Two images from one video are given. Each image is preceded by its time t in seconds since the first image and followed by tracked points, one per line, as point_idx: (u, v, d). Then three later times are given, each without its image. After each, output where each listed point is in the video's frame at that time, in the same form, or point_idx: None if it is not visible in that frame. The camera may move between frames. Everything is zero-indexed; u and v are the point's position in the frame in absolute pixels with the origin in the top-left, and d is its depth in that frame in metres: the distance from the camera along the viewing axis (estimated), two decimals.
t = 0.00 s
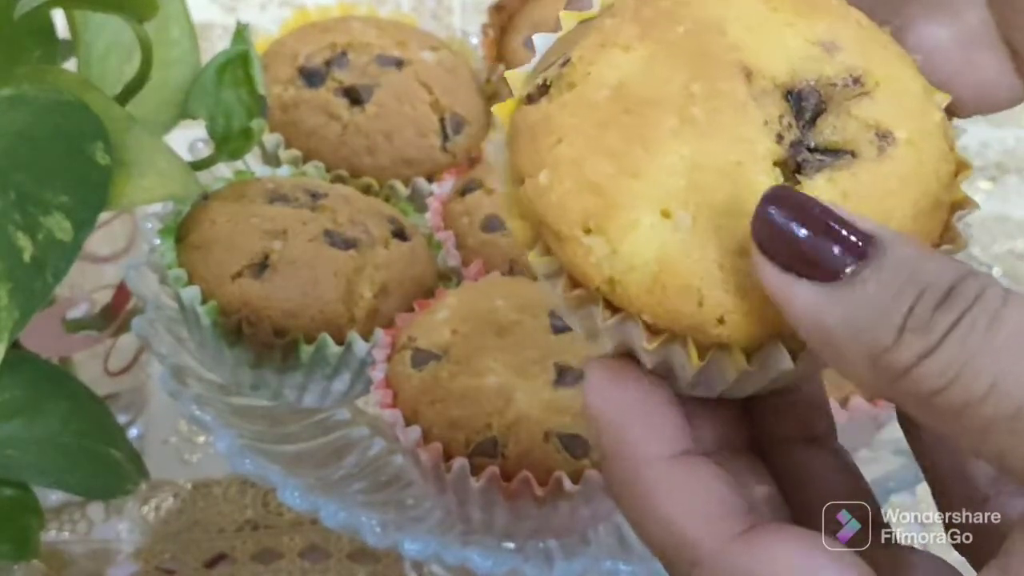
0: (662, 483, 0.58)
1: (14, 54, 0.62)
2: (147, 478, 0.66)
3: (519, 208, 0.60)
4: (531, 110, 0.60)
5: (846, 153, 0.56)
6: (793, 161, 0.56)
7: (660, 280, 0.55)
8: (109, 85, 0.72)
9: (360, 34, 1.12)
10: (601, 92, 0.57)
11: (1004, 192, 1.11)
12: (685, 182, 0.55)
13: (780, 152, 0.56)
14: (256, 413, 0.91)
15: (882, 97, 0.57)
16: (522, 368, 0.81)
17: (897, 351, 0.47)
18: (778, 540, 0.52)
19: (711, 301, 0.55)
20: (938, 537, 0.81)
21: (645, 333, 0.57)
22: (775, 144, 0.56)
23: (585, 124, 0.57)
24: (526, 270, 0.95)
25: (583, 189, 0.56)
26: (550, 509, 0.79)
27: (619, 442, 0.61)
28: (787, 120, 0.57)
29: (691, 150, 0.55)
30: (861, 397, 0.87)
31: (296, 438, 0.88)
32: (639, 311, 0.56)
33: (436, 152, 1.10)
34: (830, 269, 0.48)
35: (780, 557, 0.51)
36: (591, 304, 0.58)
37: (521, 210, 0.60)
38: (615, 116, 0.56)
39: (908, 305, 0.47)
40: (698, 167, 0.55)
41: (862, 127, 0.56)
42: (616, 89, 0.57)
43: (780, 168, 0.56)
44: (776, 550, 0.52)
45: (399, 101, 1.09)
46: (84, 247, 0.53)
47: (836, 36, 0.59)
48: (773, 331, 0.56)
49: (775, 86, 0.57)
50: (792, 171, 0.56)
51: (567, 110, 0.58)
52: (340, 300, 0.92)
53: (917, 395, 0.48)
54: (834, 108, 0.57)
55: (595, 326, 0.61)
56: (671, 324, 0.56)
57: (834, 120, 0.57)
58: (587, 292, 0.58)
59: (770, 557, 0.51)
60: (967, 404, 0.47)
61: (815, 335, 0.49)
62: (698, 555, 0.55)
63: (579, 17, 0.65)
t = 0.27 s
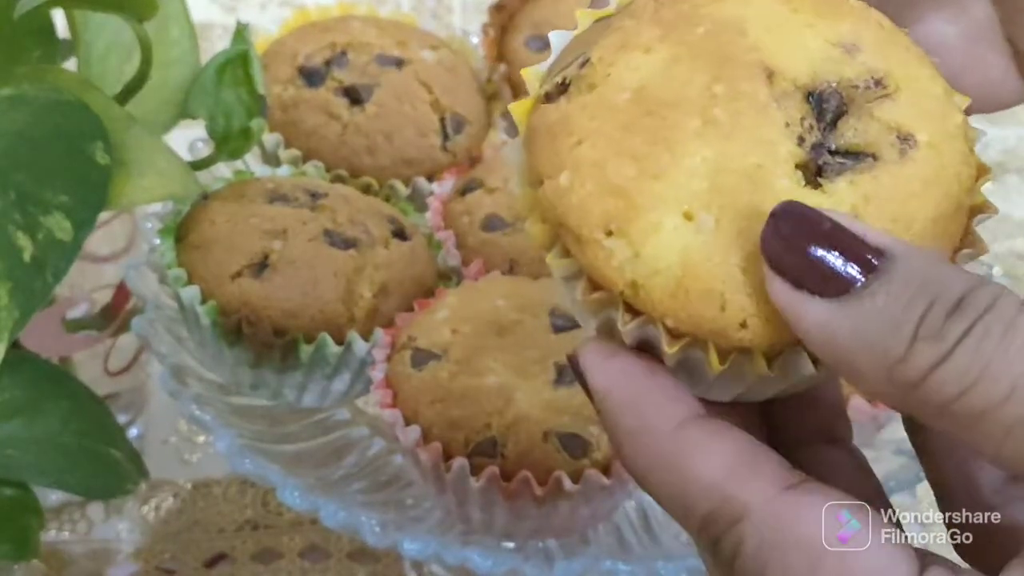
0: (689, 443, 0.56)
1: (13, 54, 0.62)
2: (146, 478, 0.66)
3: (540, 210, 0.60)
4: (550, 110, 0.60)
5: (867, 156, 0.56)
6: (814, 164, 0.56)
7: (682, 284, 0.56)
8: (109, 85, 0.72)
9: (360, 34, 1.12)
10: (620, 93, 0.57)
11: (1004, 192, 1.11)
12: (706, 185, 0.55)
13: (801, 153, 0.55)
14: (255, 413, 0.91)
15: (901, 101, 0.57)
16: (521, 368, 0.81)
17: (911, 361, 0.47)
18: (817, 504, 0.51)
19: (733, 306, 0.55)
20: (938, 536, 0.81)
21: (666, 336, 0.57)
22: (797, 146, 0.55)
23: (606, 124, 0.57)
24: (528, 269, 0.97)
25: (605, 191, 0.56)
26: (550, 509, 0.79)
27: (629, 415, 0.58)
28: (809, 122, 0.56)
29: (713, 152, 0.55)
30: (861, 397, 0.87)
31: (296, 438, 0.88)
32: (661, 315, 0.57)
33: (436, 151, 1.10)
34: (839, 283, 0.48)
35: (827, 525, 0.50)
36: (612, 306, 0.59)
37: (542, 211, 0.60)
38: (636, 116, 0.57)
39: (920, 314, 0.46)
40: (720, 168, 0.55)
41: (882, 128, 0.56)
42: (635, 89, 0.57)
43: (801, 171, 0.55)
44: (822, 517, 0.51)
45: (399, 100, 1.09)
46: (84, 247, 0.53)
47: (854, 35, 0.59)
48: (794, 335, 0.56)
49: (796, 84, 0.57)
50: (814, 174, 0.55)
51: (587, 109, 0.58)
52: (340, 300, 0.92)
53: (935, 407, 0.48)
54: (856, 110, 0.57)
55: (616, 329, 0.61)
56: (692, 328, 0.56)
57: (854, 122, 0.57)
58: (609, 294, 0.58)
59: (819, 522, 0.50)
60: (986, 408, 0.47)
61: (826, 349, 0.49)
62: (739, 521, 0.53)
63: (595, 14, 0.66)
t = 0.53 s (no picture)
0: (693, 440, 0.57)
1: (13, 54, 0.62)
2: (146, 478, 0.66)
3: (551, 198, 0.62)
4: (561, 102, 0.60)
5: (881, 156, 0.55)
6: (826, 163, 0.55)
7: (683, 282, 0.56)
8: (109, 84, 0.72)
9: (360, 34, 1.12)
10: (632, 86, 0.58)
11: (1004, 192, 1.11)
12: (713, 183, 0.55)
13: (813, 152, 0.55)
14: (256, 413, 0.90)
15: (926, 103, 0.56)
16: (521, 368, 0.82)
17: (918, 358, 0.47)
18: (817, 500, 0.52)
19: (732, 306, 0.56)
20: (939, 536, 0.80)
21: (664, 335, 0.59)
22: (809, 145, 0.55)
23: (614, 120, 0.57)
24: (526, 269, 0.96)
25: (610, 187, 0.57)
26: (549, 509, 0.79)
27: (637, 412, 0.60)
28: (824, 119, 0.56)
29: (723, 149, 0.55)
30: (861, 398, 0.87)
31: (296, 438, 0.88)
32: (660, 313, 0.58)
33: (436, 152, 1.10)
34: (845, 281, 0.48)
35: (821, 522, 0.51)
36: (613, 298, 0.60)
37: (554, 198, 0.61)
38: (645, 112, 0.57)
39: (926, 310, 0.47)
40: (730, 167, 0.55)
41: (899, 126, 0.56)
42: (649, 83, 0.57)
43: (812, 170, 0.55)
44: (818, 512, 0.51)
45: (399, 100, 1.09)
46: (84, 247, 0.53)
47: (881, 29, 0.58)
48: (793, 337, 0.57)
49: (813, 81, 0.56)
50: (825, 173, 0.55)
51: (599, 103, 0.58)
52: (340, 300, 0.92)
53: (943, 403, 0.48)
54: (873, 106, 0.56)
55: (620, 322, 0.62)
56: (691, 327, 0.57)
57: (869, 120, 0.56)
58: (612, 288, 0.60)
59: (814, 518, 0.51)
60: (997, 406, 0.47)
61: (833, 347, 0.50)
62: (738, 516, 0.54)
63: None
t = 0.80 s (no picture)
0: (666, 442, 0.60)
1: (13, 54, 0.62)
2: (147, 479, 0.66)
3: (575, 204, 0.59)
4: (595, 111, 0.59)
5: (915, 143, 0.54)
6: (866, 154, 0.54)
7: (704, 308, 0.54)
8: (109, 84, 0.72)
9: (361, 35, 1.12)
10: (673, 102, 0.57)
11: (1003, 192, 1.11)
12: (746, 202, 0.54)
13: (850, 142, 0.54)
14: (257, 412, 0.90)
15: (958, 136, 0.56)
16: (521, 368, 0.81)
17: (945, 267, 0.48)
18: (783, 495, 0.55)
19: (750, 337, 0.54)
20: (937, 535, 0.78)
21: (680, 356, 0.56)
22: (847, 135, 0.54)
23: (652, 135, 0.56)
24: (526, 269, 0.97)
25: (638, 202, 0.55)
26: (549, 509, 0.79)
27: (615, 415, 0.63)
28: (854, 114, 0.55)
29: (754, 173, 0.54)
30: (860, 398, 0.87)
31: (296, 438, 0.88)
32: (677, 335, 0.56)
33: (436, 152, 1.10)
34: (877, 184, 0.49)
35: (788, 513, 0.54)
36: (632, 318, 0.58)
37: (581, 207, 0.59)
38: (686, 132, 0.56)
39: (957, 220, 0.47)
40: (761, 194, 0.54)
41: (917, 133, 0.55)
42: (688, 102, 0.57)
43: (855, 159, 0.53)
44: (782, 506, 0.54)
45: (399, 100, 1.09)
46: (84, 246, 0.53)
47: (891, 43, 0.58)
48: (812, 376, 0.55)
49: (820, 84, 0.56)
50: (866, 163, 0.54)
51: (633, 115, 0.57)
52: (340, 300, 0.92)
53: (967, 315, 0.48)
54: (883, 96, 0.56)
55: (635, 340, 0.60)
56: (707, 352, 0.55)
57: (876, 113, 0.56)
58: (629, 304, 0.57)
59: (781, 509, 0.54)
60: None
61: (861, 249, 0.50)
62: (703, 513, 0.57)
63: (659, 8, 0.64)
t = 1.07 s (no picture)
0: (673, 414, 0.58)
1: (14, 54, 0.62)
2: (148, 479, 0.66)
3: (614, 182, 0.60)
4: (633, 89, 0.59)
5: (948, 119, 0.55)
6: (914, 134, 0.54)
7: (746, 279, 0.54)
8: (110, 84, 0.72)
9: (360, 34, 1.12)
10: (709, 81, 0.57)
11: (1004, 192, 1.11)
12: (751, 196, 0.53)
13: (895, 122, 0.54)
14: (257, 411, 0.90)
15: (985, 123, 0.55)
16: (521, 367, 0.81)
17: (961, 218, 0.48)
18: (789, 470, 0.53)
19: (795, 306, 0.53)
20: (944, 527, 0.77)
21: (721, 326, 0.56)
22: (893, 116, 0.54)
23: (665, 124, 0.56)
24: (527, 269, 0.97)
25: (683, 173, 0.55)
26: (549, 509, 0.79)
27: (625, 385, 0.61)
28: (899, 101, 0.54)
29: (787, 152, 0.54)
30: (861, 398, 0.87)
31: (296, 438, 0.87)
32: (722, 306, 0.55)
33: (437, 152, 1.10)
34: (895, 138, 0.49)
35: (793, 485, 0.51)
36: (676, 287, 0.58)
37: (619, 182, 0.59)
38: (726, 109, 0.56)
39: (975, 171, 0.47)
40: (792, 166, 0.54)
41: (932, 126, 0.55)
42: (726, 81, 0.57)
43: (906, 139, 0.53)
44: (786, 478, 0.52)
45: (399, 100, 1.09)
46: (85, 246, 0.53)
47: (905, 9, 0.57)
48: (856, 346, 0.54)
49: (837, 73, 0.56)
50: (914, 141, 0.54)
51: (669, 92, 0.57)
52: (340, 300, 0.92)
53: (981, 266, 0.48)
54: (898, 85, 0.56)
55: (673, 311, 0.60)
56: (750, 322, 0.55)
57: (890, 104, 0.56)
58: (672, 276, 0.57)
59: (784, 482, 0.52)
60: None
61: (879, 205, 0.50)
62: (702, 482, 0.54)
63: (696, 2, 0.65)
